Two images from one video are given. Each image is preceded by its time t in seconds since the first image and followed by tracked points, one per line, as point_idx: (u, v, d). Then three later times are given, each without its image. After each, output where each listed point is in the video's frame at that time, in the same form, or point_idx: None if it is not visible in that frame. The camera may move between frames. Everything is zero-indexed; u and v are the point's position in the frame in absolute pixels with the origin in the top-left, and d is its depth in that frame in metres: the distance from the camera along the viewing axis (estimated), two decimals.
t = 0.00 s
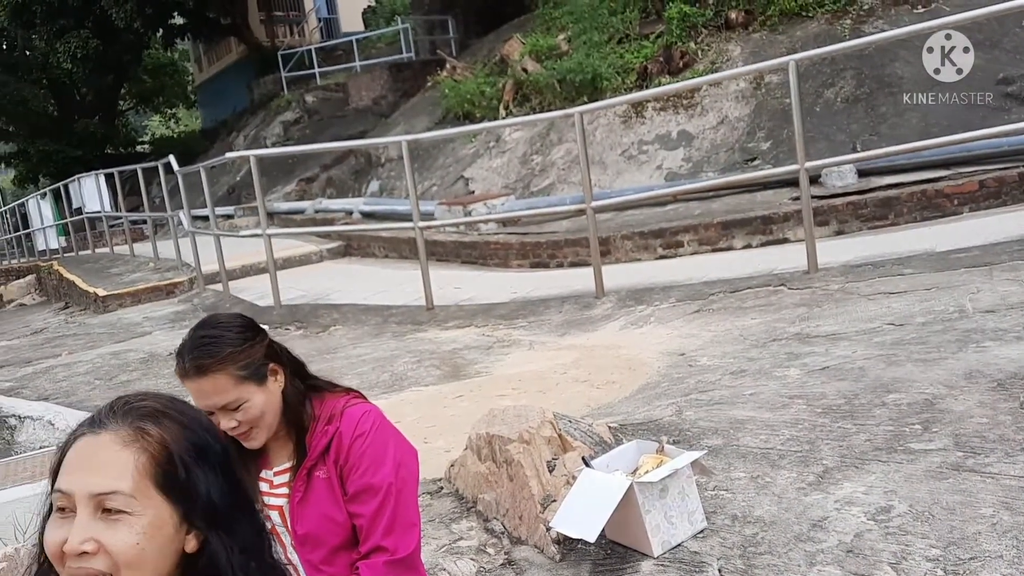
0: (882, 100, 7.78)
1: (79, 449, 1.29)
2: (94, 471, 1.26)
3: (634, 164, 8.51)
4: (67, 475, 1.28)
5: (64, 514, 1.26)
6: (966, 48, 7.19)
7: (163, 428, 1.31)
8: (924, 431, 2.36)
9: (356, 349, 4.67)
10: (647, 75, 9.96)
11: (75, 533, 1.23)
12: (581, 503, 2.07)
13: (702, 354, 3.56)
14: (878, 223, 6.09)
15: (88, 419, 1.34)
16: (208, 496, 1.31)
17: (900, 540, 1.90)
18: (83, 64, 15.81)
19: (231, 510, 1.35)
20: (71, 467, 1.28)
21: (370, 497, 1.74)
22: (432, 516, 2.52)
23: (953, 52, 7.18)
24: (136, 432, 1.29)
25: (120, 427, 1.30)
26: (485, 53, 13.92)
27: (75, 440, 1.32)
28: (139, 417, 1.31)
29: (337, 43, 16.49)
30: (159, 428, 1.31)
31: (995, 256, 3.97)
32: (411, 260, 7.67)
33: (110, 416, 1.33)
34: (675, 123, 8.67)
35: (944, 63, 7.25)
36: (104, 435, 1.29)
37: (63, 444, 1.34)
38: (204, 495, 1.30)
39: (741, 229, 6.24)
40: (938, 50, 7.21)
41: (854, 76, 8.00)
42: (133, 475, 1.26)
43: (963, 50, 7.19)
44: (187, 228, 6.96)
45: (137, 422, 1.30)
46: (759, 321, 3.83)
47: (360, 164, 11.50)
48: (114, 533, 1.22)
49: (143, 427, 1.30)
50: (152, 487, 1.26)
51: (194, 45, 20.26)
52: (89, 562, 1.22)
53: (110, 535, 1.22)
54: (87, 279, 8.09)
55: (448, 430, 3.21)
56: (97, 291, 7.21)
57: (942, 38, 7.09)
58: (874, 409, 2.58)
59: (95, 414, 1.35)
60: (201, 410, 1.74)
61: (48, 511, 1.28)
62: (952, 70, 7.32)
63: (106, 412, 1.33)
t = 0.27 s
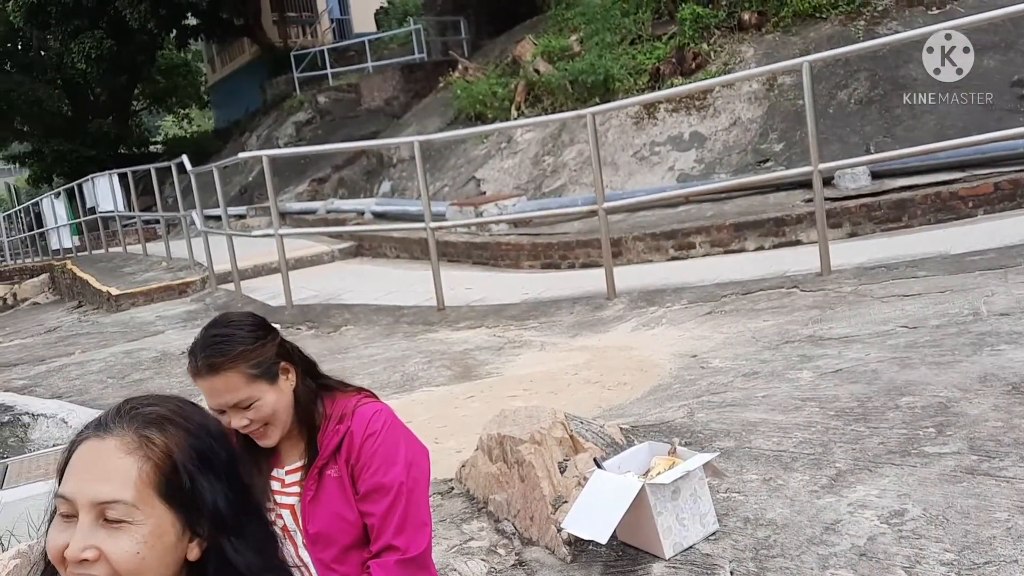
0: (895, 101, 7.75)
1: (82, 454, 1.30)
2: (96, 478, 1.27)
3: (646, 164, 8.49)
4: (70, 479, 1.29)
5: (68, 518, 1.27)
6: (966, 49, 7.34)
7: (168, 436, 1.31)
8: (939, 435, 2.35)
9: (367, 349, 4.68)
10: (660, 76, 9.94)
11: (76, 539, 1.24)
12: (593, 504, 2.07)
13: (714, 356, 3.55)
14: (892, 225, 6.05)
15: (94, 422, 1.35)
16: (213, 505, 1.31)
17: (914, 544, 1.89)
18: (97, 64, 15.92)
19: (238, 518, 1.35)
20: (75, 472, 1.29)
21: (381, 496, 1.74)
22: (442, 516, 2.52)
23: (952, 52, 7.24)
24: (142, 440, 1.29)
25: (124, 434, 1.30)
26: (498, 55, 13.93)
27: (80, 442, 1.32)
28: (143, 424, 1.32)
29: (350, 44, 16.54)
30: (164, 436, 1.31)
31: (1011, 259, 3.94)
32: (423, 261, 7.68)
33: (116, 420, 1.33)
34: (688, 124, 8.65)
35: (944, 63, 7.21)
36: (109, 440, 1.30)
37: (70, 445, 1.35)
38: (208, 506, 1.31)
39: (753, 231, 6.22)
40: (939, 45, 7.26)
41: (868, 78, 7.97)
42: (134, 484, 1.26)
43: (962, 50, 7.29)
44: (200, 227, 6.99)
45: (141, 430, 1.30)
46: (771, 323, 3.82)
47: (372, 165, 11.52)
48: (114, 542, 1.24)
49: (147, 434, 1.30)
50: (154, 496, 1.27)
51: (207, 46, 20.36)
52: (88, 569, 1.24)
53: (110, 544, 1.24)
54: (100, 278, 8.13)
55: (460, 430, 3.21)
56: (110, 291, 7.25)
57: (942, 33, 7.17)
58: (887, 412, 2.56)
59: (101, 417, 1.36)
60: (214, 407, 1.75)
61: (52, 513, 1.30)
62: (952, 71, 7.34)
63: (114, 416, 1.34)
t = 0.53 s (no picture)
0: (902, 108, 7.74)
1: (95, 453, 1.29)
2: (117, 474, 1.27)
3: (652, 170, 8.48)
4: (84, 479, 1.28)
5: (84, 518, 1.26)
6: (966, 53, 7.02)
7: (181, 429, 1.34)
8: (944, 444, 2.34)
9: (373, 354, 4.68)
10: (666, 82, 9.93)
11: (99, 537, 1.23)
12: (598, 511, 2.07)
13: (719, 362, 3.54)
14: (898, 231, 6.04)
15: (99, 424, 1.35)
16: (227, 496, 1.34)
17: (919, 554, 1.88)
18: (107, 69, 15.98)
19: (247, 511, 1.38)
20: (89, 472, 1.28)
21: (383, 502, 1.74)
22: (447, 521, 2.53)
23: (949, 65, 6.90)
24: (155, 436, 1.31)
25: (138, 430, 1.31)
26: (505, 60, 13.94)
27: (89, 444, 1.32)
28: (156, 420, 1.33)
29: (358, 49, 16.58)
30: (178, 430, 1.33)
31: (1018, 267, 3.92)
32: (429, 266, 7.68)
33: (125, 419, 1.34)
34: (694, 131, 8.65)
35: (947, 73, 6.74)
36: (123, 437, 1.30)
37: (73, 449, 1.34)
38: (224, 497, 1.34)
39: (759, 237, 6.22)
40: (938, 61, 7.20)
41: (875, 84, 7.96)
42: (155, 477, 1.27)
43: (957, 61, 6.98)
44: (207, 232, 7.01)
45: (155, 425, 1.32)
46: (776, 330, 3.81)
47: (378, 169, 11.54)
48: (141, 534, 1.24)
49: (161, 429, 1.32)
50: (174, 489, 1.28)
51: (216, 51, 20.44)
52: (113, 565, 1.22)
53: (136, 537, 1.24)
54: (108, 281, 8.17)
55: (465, 436, 3.21)
56: (118, 294, 7.28)
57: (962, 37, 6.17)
58: (893, 420, 2.55)
59: (105, 420, 1.36)
60: (234, 387, 1.79)
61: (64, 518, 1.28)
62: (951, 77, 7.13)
63: (120, 417, 1.34)
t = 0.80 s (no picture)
0: (907, 113, 7.74)
1: (114, 461, 1.34)
2: (138, 480, 1.31)
3: (657, 176, 8.48)
4: (103, 486, 1.32)
5: (102, 525, 1.29)
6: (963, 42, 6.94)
7: (198, 440, 1.40)
8: (950, 450, 2.33)
9: (377, 359, 4.68)
10: (671, 87, 9.93)
11: (119, 544, 1.27)
12: (602, 518, 2.06)
13: (724, 368, 3.53)
14: (904, 236, 6.02)
15: (115, 433, 1.39)
16: (238, 506, 1.42)
17: (925, 562, 1.87)
18: (113, 74, 16.01)
19: (252, 521, 1.46)
20: (108, 478, 1.32)
21: (386, 509, 1.73)
22: (450, 528, 2.52)
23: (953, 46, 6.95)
24: (173, 444, 1.37)
25: (158, 439, 1.37)
26: (510, 65, 13.97)
27: (106, 451, 1.36)
28: (174, 430, 1.39)
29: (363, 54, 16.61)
30: (196, 440, 1.40)
31: None
32: (434, 271, 7.69)
33: (143, 428, 1.39)
34: (699, 135, 8.65)
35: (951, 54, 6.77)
36: (144, 446, 1.35)
37: (87, 456, 1.37)
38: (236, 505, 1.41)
39: (764, 242, 6.20)
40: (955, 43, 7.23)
41: (879, 89, 7.97)
42: (175, 485, 1.33)
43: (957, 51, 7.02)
44: (212, 237, 7.02)
45: (174, 435, 1.38)
46: (781, 336, 3.81)
47: (383, 175, 11.56)
48: (162, 541, 1.29)
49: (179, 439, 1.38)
50: (192, 497, 1.34)
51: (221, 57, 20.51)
52: (133, 570, 1.26)
53: (156, 544, 1.28)
54: (113, 287, 8.18)
55: (470, 442, 3.20)
56: (123, 300, 7.29)
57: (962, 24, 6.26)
58: (899, 427, 2.54)
59: (119, 429, 1.41)
60: (277, 364, 1.82)
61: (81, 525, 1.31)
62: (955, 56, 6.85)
63: (137, 427, 1.40)
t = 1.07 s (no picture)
0: (917, 118, 7.73)
1: (150, 471, 1.28)
2: (176, 492, 1.26)
3: (666, 181, 8.47)
4: (140, 497, 1.27)
5: (139, 537, 1.25)
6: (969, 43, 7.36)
7: (234, 449, 1.34)
8: (968, 458, 2.32)
9: (388, 365, 4.68)
10: (680, 92, 9.92)
11: (157, 557, 1.23)
12: (619, 526, 2.06)
13: (737, 374, 3.53)
14: (915, 241, 6.01)
15: (150, 441, 1.34)
16: (273, 517, 1.36)
17: (945, 571, 1.87)
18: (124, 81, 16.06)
19: (287, 532, 1.40)
20: (145, 489, 1.27)
21: (410, 520, 1.74)
22: (465, 536, 2.52)
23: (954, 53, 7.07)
24: (210, 455, 1.31)
25: (195, 448, 1.31)
26: (518, 71, 13.99)
27: (141, 461, 1.30)
28: (211, 439, 1.33)
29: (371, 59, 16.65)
30: (233, 450, 1.34)
31: None
32: (443, 276, 7.70)
33: (179, 436, 1.33)
34: (708, 140, 8.65)
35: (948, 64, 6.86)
36: (181, 455, 1.30)
37: (122, 464, 1.32)
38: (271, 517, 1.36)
39: (774, 248, 6.20)
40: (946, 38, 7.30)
41: (890, 94, 8.00)
42: (213, 497, 1.28)
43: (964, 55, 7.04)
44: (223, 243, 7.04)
45: (212, 444, 1.32)
46: (794, 341, 3.80)
47: (392, 180, 11.59)
48: (199, 555, 1.24)
49: (216, 448, 1.32)
50: (229, 510, 1.29)
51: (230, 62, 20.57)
52: None
53: (194, 558, 1.24)
54: (124, 292, 8.21)
55: (483, 448, 3.21)
56: (135, 305, 7.32)
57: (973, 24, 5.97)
58: (914, 434, 2.54)
59: (155, 436, 1.35)
60: (315, 361, 1.84)
61: (117, 535, 1.26)
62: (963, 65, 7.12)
63: (173, 434, 1.34)
